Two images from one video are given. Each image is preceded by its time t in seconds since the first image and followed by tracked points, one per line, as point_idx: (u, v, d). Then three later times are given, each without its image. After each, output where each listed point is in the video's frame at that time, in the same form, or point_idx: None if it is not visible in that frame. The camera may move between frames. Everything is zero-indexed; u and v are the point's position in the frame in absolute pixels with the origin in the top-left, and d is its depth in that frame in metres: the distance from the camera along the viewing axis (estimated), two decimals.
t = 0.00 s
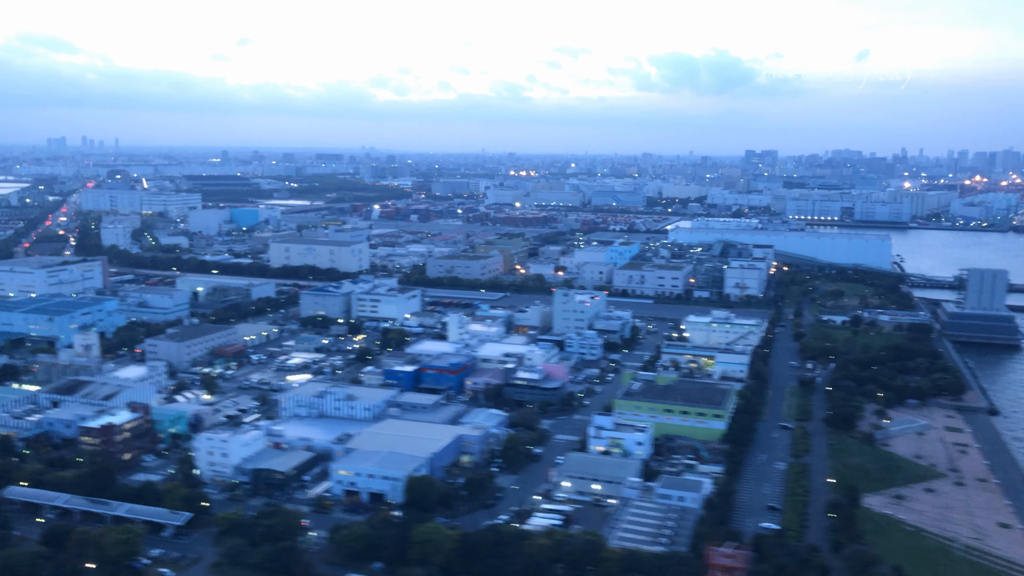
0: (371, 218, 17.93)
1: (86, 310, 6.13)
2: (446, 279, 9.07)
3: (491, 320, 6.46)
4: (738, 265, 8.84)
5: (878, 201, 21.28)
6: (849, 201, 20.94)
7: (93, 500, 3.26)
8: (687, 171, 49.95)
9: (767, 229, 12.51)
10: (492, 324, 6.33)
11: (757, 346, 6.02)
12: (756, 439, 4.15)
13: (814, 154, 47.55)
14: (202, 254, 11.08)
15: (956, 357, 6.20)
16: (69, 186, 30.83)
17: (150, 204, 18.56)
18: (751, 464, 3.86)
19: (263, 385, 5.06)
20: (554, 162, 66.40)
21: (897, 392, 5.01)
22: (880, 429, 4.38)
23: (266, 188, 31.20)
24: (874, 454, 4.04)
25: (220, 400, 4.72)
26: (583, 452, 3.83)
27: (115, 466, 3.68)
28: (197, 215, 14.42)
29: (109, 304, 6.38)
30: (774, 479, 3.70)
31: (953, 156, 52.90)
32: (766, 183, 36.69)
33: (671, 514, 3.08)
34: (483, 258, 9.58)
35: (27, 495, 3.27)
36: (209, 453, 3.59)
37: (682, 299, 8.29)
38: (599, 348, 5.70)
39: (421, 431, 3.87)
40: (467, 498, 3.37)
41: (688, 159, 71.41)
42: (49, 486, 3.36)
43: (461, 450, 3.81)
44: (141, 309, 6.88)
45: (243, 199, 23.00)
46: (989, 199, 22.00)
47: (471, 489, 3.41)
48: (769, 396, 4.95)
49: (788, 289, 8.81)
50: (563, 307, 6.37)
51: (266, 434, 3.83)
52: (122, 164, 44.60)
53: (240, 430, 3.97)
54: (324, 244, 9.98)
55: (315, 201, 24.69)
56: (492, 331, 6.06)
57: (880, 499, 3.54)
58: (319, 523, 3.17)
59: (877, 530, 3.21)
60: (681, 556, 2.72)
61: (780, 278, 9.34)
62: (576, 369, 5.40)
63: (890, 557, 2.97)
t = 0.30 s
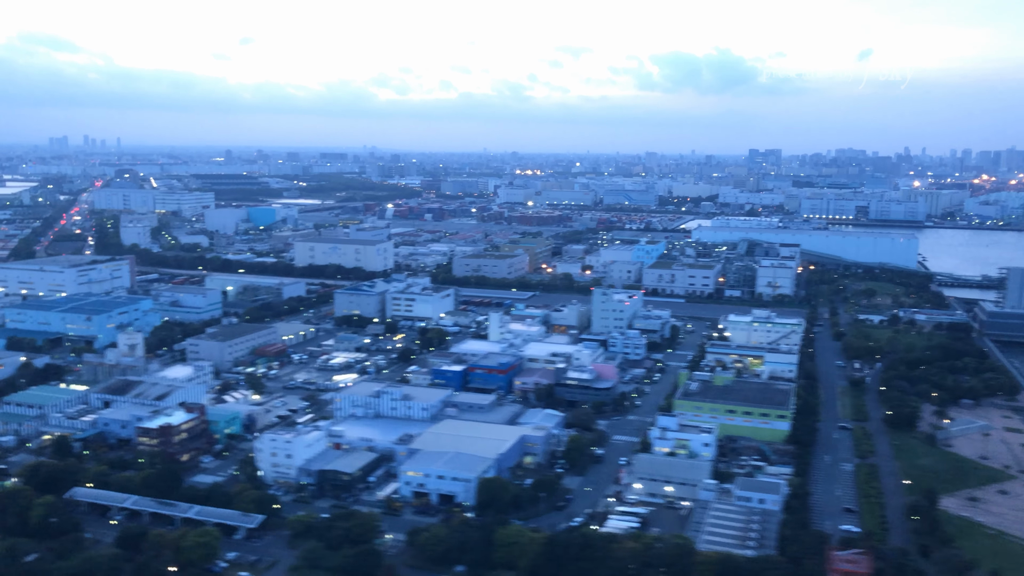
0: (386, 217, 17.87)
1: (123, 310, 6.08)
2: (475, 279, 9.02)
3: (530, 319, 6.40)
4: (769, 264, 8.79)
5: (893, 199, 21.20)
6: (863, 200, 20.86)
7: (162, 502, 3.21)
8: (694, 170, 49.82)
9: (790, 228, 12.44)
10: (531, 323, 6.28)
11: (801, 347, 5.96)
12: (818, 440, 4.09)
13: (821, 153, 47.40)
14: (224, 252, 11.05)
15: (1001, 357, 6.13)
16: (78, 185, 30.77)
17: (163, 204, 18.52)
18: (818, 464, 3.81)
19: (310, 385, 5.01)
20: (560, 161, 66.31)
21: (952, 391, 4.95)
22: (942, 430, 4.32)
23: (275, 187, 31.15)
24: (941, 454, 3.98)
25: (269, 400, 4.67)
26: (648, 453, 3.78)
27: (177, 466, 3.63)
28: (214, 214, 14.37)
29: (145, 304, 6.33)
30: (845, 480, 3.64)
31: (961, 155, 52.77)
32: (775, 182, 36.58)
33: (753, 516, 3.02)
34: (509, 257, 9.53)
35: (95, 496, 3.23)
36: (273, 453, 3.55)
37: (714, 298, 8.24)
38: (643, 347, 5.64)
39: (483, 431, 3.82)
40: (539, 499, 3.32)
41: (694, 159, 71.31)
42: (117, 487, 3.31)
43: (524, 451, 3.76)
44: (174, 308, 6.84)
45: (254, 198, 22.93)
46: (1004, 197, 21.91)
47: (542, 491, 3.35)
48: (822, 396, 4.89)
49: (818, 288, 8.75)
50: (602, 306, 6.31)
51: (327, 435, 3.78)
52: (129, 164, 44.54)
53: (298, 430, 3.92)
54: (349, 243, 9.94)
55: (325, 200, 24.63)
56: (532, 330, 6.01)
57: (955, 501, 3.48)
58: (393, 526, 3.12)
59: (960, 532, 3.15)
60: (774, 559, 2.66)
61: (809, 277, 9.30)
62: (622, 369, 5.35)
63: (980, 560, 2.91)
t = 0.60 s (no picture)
0: (401, 216, 17.82)
1: (161, 309, 6.04)
2: (502, 278, 8.97)
3: (570, 319, 6.35)
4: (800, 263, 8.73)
5: (907, 199, 21.11)
6: (878, 199, 20.76)
7: (232, 505, 3.16)
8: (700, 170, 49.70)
9: (812, 228, 12.38)
10: (571, 322, 6.23)
11: (845, 347, 5.89)
12: (883, 441, 4.04)
13: (828, 153, 47.24)
14: (246, 252, 11.00)
15: None
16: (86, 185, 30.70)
17: (177, 203, 18.47)
18: (886, 466, 3.75)
19: (357, 385, 4.96)
20: (565, 161, 66.22)
21: (1007, 391, 4.88)
22: (1005, 430, 4.26)
23: (284, 187, 31.09)
24: (1009, 456, 3.92)
25: (319, 400, 4.63)
26: (716, 455, 3.72)
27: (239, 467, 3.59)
28: (232, 213, 14.32)
29: (181, 303, 6.28)
30: (917, 483, 3.59)
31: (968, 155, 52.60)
32: (784, 181, 36.51)
33: (839, 520, 2.97)
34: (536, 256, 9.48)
35: (163, 498, 3.18)
36: (338, 456, 3.50)
37: (745, 297, 8.20)
38: (688, 348, 5.56)
39: (546, 432, 3.77)
40: (613, 502, 3.27)
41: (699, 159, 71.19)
42: (183, 490, 3.27)
43: (589, 453, 3.71)
44: (208, 308, 6.78)
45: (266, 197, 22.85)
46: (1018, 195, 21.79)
47: (615, 492, 3.31)
48: (876, 397, 4.83)
49: (849, 288, 8.70)
50: (641, 306, 6.25)
51: (389, 436, 3.74)
52: (135, 163, 44.45)
53: (357, 430, 3.88)
54: (374, 242, 9.89)
55: (336, 200, 24.55)
56: (573, 330, 5.95)
57: None
58: (469, 530, 3.07)
59: None
60: (869, 565, 2.61)
61: (839, 277, 9.23)
62: (669, 369, 5.29)
63: None
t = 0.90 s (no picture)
0: (415, 215, 17.76)
1: (199, 309, 5.99)
2: (530, 277, 8.92)
3: (609, 317, 6.30)
4: (830, 262, 8.68)
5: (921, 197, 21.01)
6: (892, 196, 20.66)
7: (304, 507, 3.11)
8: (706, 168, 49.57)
9: (834, 226, 12.33)
10: (611, 321, 6.18)
11: (889, 346, 5.84)
12: (948, 442, 3.98)
13: (835, 150, 47.11)
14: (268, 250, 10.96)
15: None
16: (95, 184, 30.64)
17: (190, 201, 18.40)
18: (957, 468, 3.70)
19: (405, 386, 4.91)
20: (570, 159, 66.12)
21: None
22: None
23: (292, 185, 31.03)
24: None
25: (369, 401, 4.58)
26: (784, 457, 3.68)
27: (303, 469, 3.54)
28: (249, 212, 14.27)
29: (217, 302, 6.23)
30: (992, 485, 3.53)
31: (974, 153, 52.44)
32: (793, 179, 36.42)
33: (927, 524, 2.92)
34: (564, 255, 9.43)
35: (234, 501, 3.13)
36: (406, 457, 3.46)
37: (777, 296, 8.16)
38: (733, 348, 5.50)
39: (612, 434, 3.72)
40: (689, 505, 3.22)
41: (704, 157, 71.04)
42: (252, 492, 3.22)
43: (656, 454, 3.66)
44: (241, 307, 6.73)
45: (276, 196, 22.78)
46: None
47: (690, 495, 3.26)
48: (932, 397, 4.77)
49: (880, 286, 8.64)
50: (681, 305, 6.20)
51: (452, 438, 3.69)
52: (141, 162, 44.39)
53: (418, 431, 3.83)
54: (399, 240, 9.85)
55: (347, 198, 24.50)
56: (615, 329, 5.90)
57: None
58: (548, 533, 3.02)
59: None
60: (970, 569, 2.56)
61: (868, 275, 9.18)
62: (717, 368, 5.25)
63: None
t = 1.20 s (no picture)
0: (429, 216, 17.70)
1: (237, 309, 5.93)
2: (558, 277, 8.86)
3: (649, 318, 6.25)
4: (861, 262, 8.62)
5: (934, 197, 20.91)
6: (905, 197, 20.57)
7: (377, 511, 3.07)
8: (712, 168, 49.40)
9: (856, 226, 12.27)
10: (651, 321, 6.13)
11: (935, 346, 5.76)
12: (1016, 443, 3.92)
13: (841, 151, 46.97)
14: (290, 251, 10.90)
15: None
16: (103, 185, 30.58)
17: (203, 202, 18.32)
18: None
19: (453, 387, 4.85)
20: (575, 159, 66.04)
21: None
22: None
23: (300, 186, 30.97)
24: None
25: (421, 402, 4.52)
26: (855, 459, 3.62)
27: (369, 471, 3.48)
28: (266, 213, 14.22)
29: (254, 302, 6.16)
30: None
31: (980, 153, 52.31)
32: (802, 178, 36.23)
33: (1019, 528, 2.87)
34: (591, 255, 9.37)
35: (306, 505, 3.08)
36: (474, 459, 3.40)
37: (809, 296, 8.11)
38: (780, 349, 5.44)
39: (679, 435, 3.65)
40: (768, 508, 3.16)
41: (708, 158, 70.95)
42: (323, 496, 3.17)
43: (724, 456, 3.60)
44: (276, 308, 6.68)
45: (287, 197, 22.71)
46: None
47: (768, 497, 3.20)
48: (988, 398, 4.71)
49: (911, 286, 8.58)
50: (722, 305, 6.17)
51: (518, 439, 3.63)
52: (147, 163, 44.33)
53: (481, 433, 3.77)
54: (424, 241, 9.80)
55: (357, 199, 24.43)
56: (657, 329, 5.84)
57: None
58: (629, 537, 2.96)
59: None
60: None
61: (898, 275, 9.11)
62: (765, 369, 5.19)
63: None
